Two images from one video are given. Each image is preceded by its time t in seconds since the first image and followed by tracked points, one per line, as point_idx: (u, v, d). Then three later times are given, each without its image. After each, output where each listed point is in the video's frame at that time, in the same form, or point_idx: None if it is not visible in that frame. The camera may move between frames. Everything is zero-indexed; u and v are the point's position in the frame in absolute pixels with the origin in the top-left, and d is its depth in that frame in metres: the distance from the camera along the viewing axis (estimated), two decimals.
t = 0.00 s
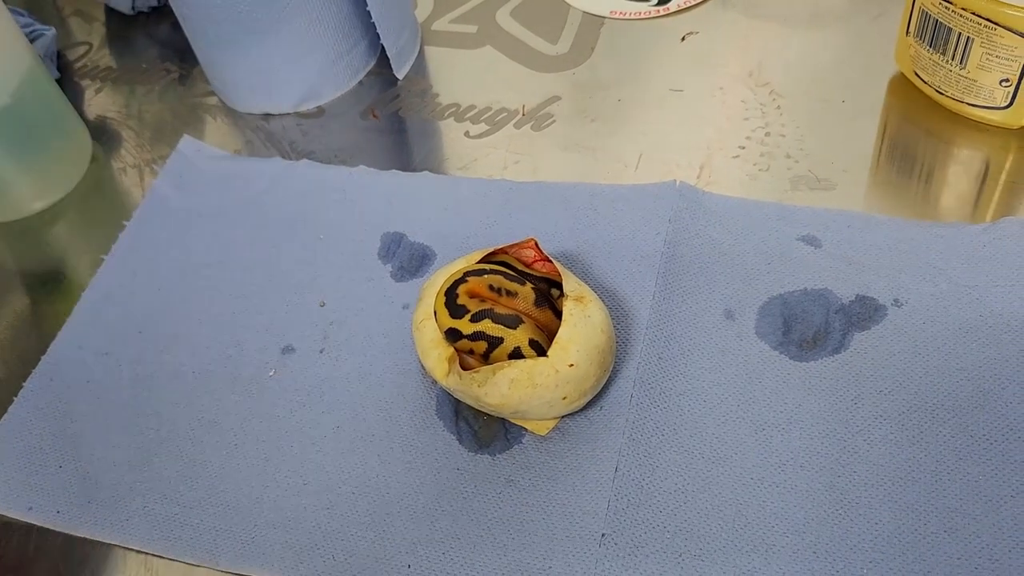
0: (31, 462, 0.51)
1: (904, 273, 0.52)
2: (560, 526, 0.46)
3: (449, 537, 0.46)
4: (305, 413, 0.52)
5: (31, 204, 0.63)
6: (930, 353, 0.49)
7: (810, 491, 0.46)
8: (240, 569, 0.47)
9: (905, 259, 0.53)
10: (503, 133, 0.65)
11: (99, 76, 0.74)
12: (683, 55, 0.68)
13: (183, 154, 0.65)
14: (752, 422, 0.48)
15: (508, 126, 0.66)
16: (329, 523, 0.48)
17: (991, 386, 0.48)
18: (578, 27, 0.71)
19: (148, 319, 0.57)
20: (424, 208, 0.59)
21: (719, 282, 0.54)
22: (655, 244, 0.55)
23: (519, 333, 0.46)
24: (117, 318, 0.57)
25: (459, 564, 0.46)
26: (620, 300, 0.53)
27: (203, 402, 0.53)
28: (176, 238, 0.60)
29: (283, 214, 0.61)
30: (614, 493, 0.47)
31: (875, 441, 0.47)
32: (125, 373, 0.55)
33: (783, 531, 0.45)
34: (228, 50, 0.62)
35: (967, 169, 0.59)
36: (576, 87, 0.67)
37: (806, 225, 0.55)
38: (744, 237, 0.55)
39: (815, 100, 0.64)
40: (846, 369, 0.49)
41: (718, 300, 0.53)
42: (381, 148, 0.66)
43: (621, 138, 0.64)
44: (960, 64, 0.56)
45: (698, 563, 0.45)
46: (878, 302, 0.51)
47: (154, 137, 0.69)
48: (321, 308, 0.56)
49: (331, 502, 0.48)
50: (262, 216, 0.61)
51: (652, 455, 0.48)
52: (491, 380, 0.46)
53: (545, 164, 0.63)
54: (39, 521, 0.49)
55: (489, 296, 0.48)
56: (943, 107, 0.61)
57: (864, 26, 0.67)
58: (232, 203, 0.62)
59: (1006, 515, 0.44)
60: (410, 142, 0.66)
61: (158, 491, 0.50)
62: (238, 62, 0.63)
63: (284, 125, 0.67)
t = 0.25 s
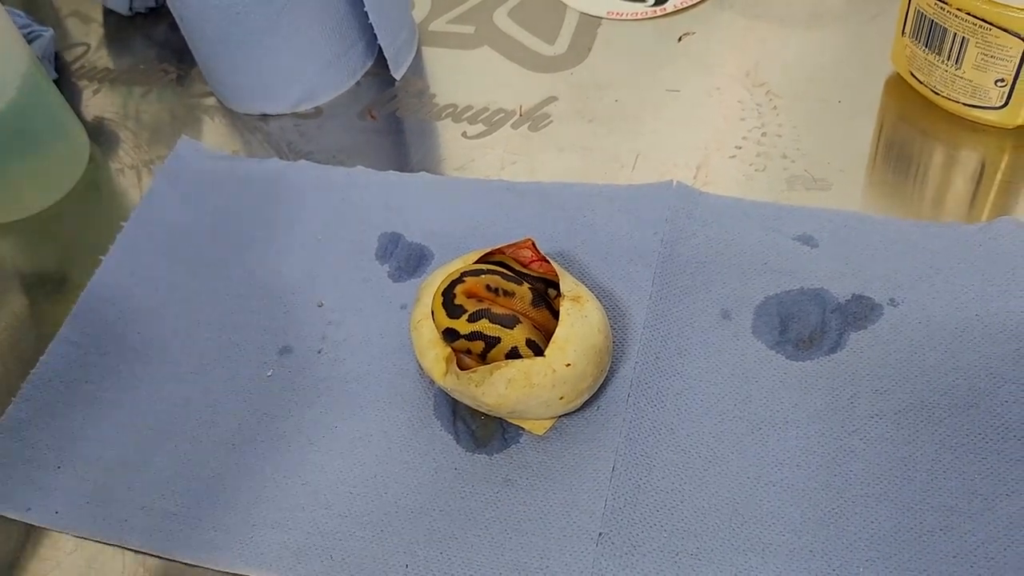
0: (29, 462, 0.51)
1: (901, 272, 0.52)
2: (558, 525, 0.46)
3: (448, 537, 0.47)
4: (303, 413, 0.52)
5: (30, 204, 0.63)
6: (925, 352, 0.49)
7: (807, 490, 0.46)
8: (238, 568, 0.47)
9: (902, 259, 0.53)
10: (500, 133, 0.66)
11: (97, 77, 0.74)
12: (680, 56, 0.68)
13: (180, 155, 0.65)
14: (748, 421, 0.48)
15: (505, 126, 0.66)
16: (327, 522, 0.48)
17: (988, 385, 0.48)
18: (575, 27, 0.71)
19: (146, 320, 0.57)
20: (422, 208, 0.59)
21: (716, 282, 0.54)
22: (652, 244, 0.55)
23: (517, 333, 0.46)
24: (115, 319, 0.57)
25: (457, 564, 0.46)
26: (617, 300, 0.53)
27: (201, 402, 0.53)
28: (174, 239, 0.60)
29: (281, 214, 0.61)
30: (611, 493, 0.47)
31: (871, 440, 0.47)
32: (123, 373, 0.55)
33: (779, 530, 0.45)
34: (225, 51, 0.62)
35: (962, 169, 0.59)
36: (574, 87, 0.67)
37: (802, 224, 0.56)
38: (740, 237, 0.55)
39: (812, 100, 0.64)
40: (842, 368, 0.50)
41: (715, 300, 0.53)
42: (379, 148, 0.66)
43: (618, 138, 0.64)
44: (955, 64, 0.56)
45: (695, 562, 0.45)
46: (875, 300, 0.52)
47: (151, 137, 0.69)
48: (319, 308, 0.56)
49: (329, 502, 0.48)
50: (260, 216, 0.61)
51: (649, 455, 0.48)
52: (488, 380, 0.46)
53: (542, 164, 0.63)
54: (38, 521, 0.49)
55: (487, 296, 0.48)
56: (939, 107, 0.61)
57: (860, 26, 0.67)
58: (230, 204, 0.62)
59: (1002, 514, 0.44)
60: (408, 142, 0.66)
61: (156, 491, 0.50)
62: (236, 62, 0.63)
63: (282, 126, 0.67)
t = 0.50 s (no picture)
0: (28, 464, 0.51)
1: (901, 273, 0.52)
2: (559, 526, 0.46)
3: (448, 537, 0.46)
4: (302, 414, 0.51)
5: (28, 205, 0.63)
6: (926, 352, 0.49)
7: (808, 490, 0.46)
8: (238, 570, 0.47)
9: (902, 259, 0.53)
10: (499, 133, 0.65)
11: (95, 77, 0.74)
12: (679, 56, 0.68)
13: (179, 157, 0.65)
14: (749, 422, 0.48)
15: (504, 126, 0.66)
16: (327, 524, 0.48)
17: (989, 385, 0.48)
18: (574, 27, 0.71)
19: (145, 321, 0.57)
20: (421, 209, 0.59)
21: (716, 282, 0.54)
22: (652, 245, 0.55)
23: (516, 334, 0.46)
24: (114, 320, 0.57)
25: (458, 565, 0.46)
26: (616, 300, 0.53)
27: (200, 403, 0.53)
28: (173, 239, 0.60)
29: (279, 215, 0.61)
30: (612, 494, 0.47)
31: (872, 441, 0.47)
32: (121, 374, 0.54)
33: (780, 531, 0.45)
34: (223, 51, 0.62)
35: (962, 169, 0.59)
36: (573, 87, 0.67)
37: (802, 224, 0.55)
38: (740, 237, 0.55)
39: (811, 99, 0.64)
40: (843, 369, 0.49)
41: (715, 300, 0.53)
42: (378, 148, 0.66)
43: (617, 138, 0.64)
44: (955, 64, 0.56)
45: (696, 563, 0.45)
46: (876, 300, 0.52)
47: (149, 138, 0.69)
48: (318, 309, 0.56)
49: (329, 503, 0.48)
50: (259, 217, 0.61)
51: (650, 456, 0.48)
52: (488, 381, 0.46)
53: (541, 164, 0.63)
54: (36, 523, 0.49)
55: (486, 297, 0.48)
56: (940, 107, 0.61)
57: (859, 26, 0.67)
58: (228, 204, 0.62)
59: (1004, 515, 0.44)
60: (407, 142, 0.66)
61: (155, 492, 0.50)
62: (234, 63, 0.63)
63: (281, 126, 0.67)
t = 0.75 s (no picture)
0: (25, 464, 0.51)
1: (903, 271, 0.52)
2: (560, 526, 0.46)
3: (449, 537, 0.46)
4: (302, 414, 0.51)
5: (27, 205, 0.63)
6: (928, 351, 0.49)
7: (810, 490, 0.46)
8: (238, 570, 0.46)
9: (904, 257, 0.53)
10: (499, 131, 0.65)
11: (92, 75, 0.73)
12: (680, 53, 0.68)
13: (177, 154, 0.64)
14: (751, 420, 0.48)
15: (504, 124, 0.66)
16: (328, 524, 0.47)
17: (992, 383, 0.48)
18: (574, 25, 0.71)
19: (143, 320, 0.56)
20: (421, 207, 0.59)
21: (717, 280, 0.53)
22: (653, 243, 0.55)
23: (517, 333, 0.46)
24: (112, 319, 0.57)
25: (458, 564, 0.45)
26: (617, 299, 0.53)
27: (198, 403, 0.52)
28: (171, 238, 0.60)
29: (279, 214, 0.60)
30: (614, 493, 0.46)
31: (875, 439, 0.47)
32: (120, 373, 0.54)
33: (783, 530, 0.45)
34: (222, 50, 0.62)
35: (963, 167, 0.59)
36: (573, 85, 0.67)
37: (804, 223, 0.55)
38: (741, 236, 0.55)
39: (812, 97, 0.64)
40: (845, 367, 0.49)
41: (716, 299, 0.53)
42: (377, 147, 0.65)
43: (618, 137, 0.64)
44: (957, 61, 0.56)
45: (698, 563, 0.44)
46: (878, 298, 0.51)
47: (148, 137, 0.69)
48: (317, 308, 0.55)
49: (329, 503, 0.48)
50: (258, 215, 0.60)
51: (652, 455, 0.47)
52: (488, 380, 0.46)
53: (542, 163, 0.63)
54: (35, 523, 0.49)
55: (487, 296, 0.47)
56: (941, 105, 0.61)
57: (860, 23, 0.67)
58: (227, 203, 0.61)
59: (1007, 513, 0.44)
60: (406, 141, 0.65)
61: (154, 492, 0.49)
62: (233, 61, 0.63)
63: (280, 125, 0.67)
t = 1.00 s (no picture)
0: (24, 464, 0.51)
1: (904, 269, 0.52)
2: (561, 526, 0.46)
3: (449, 536, 0.46)
4: (301, 413, 0.51)
5: (25, 204, 0.63)
6: (930, 349, 0.49)
7: (812, 489, 0.46)
8: (238, 571, 0.46)
9: (906, 255, 0.53)
10: (499, 130, 0.65)
11: (91, 75, 0.73)
12: (680, 52, 0.68)
13: (175, 153, 0.64)
14: (752, 420, 0.48)
15: (504, 123, 0.65)
16: (328, 524, 0.47)
17: (994, 382, 0.48)
18: (574, 23, 0.70)
19: (142, 320, 0.56)
20: (420, 206, 0.59)
21: (718, 279, 0.53)
22: (654, 242, 0.55)
23: (518, 332, 0.46)
24: (111, 318, 0.56)
25: (459, 564, 0.45)
26: (618, 298, 0.53)
27: (198, 403, 0.52)
28: (170, 238, 0.60)
29: (278, 213, 0.60)
30: (615, 493, 0.46)
31: (876, 438, 0.47)
32: (119, 373, 0.54)
33: (784, 529, 0.45)
34: (221, 48, 0.62)
35: (964, 165, 0.59)
36: (573, 83, 0.67)
37: (805, 221, 0.55)
38: (742, 234, 0.55)
39: (813, 95, 0.63)
40: (846, 366, 0.49)
41: (717, 298, 0.53)
42: (377, 146, 0.65)
43: (618, 135, 0.63)
44: (958, 59, 0.56)
45: (700, 562, 0.44)
46: (879, 297, 0.51)
47: (146, 136, 0.68)
48: (317, 307, 0.55)
49: (330, 503, 0.48)
50: (257, 214, 0.60)
51: (653, 454, 0.47)
52: (489, 379, 0.45)
53: (542, 161, 0.63)
54: (34, 524, 0.49)
55: (487, 295, 0.47)
56: (942, 103, 0.61)
57: (860, 21, 0.67)
58: (226, 202, 0.61)
59: (1009, 512, 0.44)
60: (406, 140, 0.65)
61: (153, 492, 0.49)
62: (232, 60, 0.63)
63: (279, 124, 0.67)
